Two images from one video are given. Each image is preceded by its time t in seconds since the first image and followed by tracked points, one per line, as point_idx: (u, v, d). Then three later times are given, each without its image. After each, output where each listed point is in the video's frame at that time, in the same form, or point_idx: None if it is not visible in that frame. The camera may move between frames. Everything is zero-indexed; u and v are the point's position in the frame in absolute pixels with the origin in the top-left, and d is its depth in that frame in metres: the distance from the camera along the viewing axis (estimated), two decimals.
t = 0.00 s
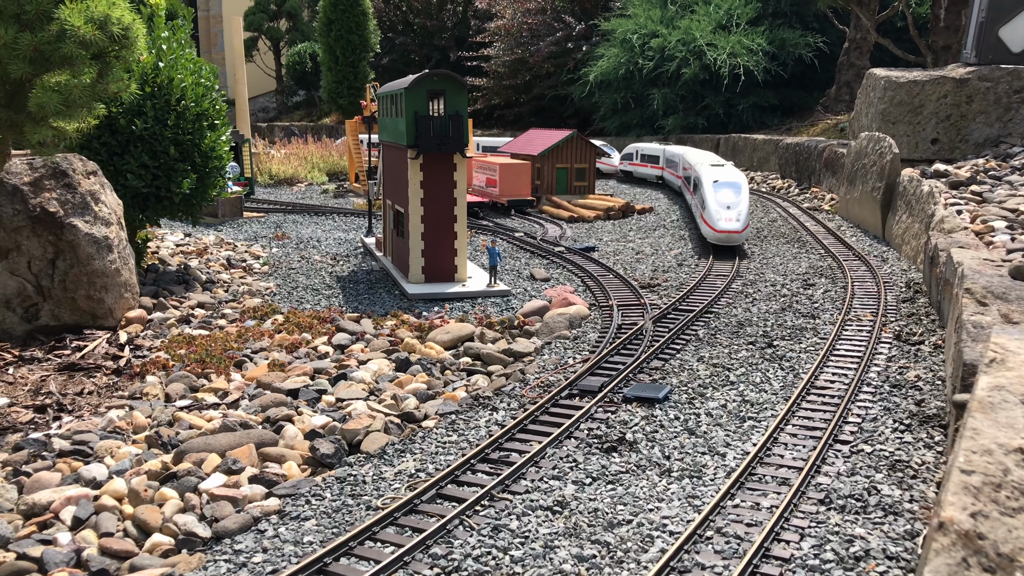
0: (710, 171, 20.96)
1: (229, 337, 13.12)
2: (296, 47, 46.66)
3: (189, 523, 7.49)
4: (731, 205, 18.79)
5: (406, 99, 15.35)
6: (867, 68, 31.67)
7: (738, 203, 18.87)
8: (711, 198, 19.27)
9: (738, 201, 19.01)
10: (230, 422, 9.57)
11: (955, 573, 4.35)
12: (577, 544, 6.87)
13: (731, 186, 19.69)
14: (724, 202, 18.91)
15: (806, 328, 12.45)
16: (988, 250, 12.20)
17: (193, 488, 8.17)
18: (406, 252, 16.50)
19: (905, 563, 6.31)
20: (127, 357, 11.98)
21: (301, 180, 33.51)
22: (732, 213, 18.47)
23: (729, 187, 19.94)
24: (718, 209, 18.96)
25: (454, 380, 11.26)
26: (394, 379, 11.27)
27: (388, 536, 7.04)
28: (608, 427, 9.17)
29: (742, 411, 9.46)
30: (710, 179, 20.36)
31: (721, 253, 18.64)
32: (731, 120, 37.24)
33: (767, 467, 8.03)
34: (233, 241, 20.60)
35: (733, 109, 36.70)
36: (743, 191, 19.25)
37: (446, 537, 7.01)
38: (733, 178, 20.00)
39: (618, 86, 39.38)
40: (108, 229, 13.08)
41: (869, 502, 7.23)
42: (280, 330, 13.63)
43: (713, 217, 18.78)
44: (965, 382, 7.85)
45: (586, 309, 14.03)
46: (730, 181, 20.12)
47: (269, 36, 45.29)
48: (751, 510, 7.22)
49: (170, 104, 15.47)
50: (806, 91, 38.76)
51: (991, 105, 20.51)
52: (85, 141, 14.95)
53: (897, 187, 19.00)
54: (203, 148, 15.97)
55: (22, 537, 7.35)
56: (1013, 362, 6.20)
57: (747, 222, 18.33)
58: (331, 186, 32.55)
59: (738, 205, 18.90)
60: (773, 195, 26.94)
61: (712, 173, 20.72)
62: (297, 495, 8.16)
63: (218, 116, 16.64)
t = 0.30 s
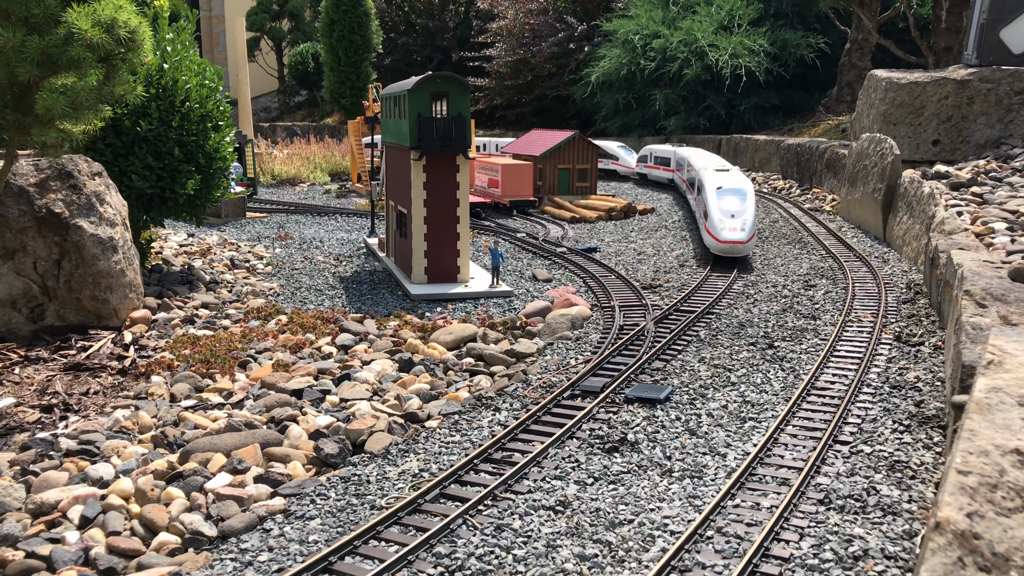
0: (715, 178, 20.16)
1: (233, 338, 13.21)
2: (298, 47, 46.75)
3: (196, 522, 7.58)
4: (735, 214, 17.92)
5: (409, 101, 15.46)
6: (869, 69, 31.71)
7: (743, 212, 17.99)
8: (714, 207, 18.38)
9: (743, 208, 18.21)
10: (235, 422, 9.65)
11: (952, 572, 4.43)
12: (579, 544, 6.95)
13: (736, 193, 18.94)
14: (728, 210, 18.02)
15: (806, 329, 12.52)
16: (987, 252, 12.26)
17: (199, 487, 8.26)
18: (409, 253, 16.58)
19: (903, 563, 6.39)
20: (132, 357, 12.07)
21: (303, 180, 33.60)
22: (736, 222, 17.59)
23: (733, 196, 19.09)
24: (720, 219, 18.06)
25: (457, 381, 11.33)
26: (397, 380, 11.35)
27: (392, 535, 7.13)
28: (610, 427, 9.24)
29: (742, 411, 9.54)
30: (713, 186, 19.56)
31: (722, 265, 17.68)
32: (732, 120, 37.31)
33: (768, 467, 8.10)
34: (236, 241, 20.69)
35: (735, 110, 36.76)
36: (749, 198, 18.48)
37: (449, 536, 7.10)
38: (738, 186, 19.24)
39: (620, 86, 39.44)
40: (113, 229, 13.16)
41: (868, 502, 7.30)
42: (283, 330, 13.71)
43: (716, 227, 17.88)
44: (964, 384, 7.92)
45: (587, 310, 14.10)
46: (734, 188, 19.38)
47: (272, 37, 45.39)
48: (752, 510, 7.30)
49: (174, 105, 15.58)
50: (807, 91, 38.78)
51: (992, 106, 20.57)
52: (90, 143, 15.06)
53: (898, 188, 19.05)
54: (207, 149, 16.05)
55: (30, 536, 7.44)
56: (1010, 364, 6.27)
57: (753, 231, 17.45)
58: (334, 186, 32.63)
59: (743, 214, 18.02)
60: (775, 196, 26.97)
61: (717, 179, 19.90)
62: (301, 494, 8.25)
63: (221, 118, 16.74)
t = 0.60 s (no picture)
0: (709, 186, 18.98)
1: (226, 343, 13.22)
2: (298, 47, 46.80)
3: (181, 530, 7.60)
4: (724, 226, 16.90)
5: (402, 105, 15.44)
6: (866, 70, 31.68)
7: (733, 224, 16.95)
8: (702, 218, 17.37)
9: (733, 220, 17.13)
10: (223, 428, 9.67)
11: None
12: (561, 552, 6.97)
13: (727, 204, 17.80)
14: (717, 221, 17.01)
15: (797, 334, 12.53)
16: (978, 257, 12.24)
17: (186, 494, 8.28)
18: (402, 256, 16.58)
19: (883, 572, 6.40)
20: (124, 362, 12.09)
21: (302, 181, 33.62)
22: (725, 235, 16.59)
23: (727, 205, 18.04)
24: (708, 231, 17.05)
25: (447, 387, 11.32)
26: (387, 386, 11.37)
27: (375, 544, 7.14)
28: (597, 434, 9.26)
29: (730, 417, 9.55)
30: (704, 196, 18.47)
31: (707, 279, 16.71)
32: (730, 121, 37.29)
33: (752, 474, 8.11)
34: (232, 244, 20.71)
35: (733, 111, 36.74)
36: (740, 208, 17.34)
37: (432, 545, 7.11)
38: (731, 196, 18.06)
39: (618, 87, 39.42)
40: (107, 234, 13.18)
41: (851, 510, 7.32)
42: (276, 335, 13.72)
43: (704, 241, 16.88)
44: (948, 391, 7.92)
45: (579, 314, 14.11)
46: (726, 199, 18.22)
47: (271, 38, 45.41)
48: (734, 518, 7.31)
49: (168, 110, 15.60)
50: (805, 92, 38.75)
51: (988, 108, 20.55)
52: (84, 147, 15.07)
53: (893, 190, 19.03)
54: (201, 153, 16.06)
55: (16, 544, 7.46)
56: (989, 374, 6.28)
57: (743, 245, 16.44)
58: (332, 187, 32.65)
59: (733, 226, 16.98)
60: (772, 198, 26.94)
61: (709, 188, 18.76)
62: (287, 502, 8.26)
63: (216, 122, 16.76)
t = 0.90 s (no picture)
0: (701, 191, 17.57)
1: (221, 342, 13.21)
2: (298, 47, 46.78)
3: (172, 529, 7.60)
4: (708, 235, 15.66)
5: (399, 104, 15.42)
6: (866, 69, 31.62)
7: (718, 233, 15.69)
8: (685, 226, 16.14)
9: (720, 228, 15.83)
10: (216, 427, 9.66)
11: None
12: (551, 551, 6.95)
13: (715, 209, 16.43)
14: (701, 230, 15.77)
15: (793, 333, 12.51)
16: (974, 256, 12.22)
17: (177, 493, 8.28)
18: (399, 255, 16.56)
19: (873, 571, 6.39)
20: (120, 361, 12.09)
21: (301, 181, 33.60)
22: (708, 245, 15.38)
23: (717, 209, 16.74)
24: (690, 240, 15.81)
25: (442, 386, 11.32)
26: (382, 384, 11.36)
27: (366, 543, 7.14)
28: (590, 433, 9.24)
29: (723, 417, 9.53)
30: (692, 200, 17.13)
31: (689, 293, 15.52)
32: (730, 121, 37.26)
33: (745, 474, 8.10)
34: (230, 243, 20.70)
35: (733, 110, 36.70)
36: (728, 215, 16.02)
37: (422, 544, 7.10)
38: (721, 202, 16.63)
39: (618, 87, 39.39)
40: (103, 233, 13.18)
41: (842, 510, 7.30)
42: (272, 334, 13.72)
43: (687, 250, 15.69)
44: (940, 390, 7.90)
45: (576, 313, 14.10)
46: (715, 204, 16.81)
47: (271, 37, 45.37)
48: (726, 517, 7.29)
49: (165, 109, 15.61)
50: (805, 91, 38.70)
51: (986, 107, 20.50)
52: (81, 146, 15.06)
53: (891, 190, 19.00)
54: (198, 152, 16.05)
55: (7, 543, 7.46)
56: (980, 373, 6.26)
57: (728, 256, 15.21)
58: (331, 187, 32.64)
59: (718, 234, 15.71)
60: (771, 197, 26.89)
61: (699, 193, 17.39)
62: (279, 500, 8.25)
63: (213, 120, 16.75)
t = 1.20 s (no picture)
0: (698, 195, 16.18)
1: (229, 338, 13.23)
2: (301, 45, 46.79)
3: (184, 522, 7.62)
4: (696, 243, 14.32)
5: (405, 101, 15.44)
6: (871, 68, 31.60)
7: (706, 240, 14.32)
8: (672, 233, 14.83)
9: (711, 235, 14.44)
10: (226, 422, 9.69)
11: None
12: (564, 544, 6.98)
13: (707, 215, 15.06)
14: (688, 237, 14.46)
15: (800, 330, 12.53)
16: (982, 253, 12.22)
17: (189, 487, 8.30)
18: (405, 252, 16.59)
19: (886, 565, 6.40)
20: (128, 357, 12.11)
21: (305, 179, 33.59)
22: (695, 254, 14.06)
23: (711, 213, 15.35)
24: (677, 249, 14.49)
25: (450, 381, 11.35)
26: (390, 380, 11.39)
27: (378, 536, 7.16)
28: (600, 428, 9.26)
29: (732, 412, 9.54)
30: (686, 203, 15.75)
31: (675, 307, 14.22)
32: (734, 120, 37.26)
33: (755, 468, 8.12)
34: (235, 241, 20.71)
35: (737, 109, 36.70)
36: (720, 220, 14.64)
37: (434, 537, 7.12)
38: (714, 206, 15.22)
39: (622, 85, 39.39)
40: (110, 229, 13.20)
41: (854, 504, 7.31)
42: (279, 330, 13.74)
43: (673, 260, 14.41)
44: (951, 386, 7.91)
45: (583, 310, 14.11)
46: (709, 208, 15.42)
47: (275, 35, 45.39)
48: (737, 511, 7.32)
49: (172, 105, 15.62)
50: (810, 90, 38.68)
51: (992, 106, 20.50)
52: (88, 142, 15.10)
53: (897, 188, 19.00)
54: (204, 149, 16.08)
55: (20, 535, 7.48)
56: (993, 367, 6.30)
57: (716, 267, 13.88)
58: (335, 185, 32.62)
59: (706, 242, 14.34)
60: (775, 196, 26.87)
61: (695, 197, 16.00)
62: (290, 494, 8.28)
63: (219, 117, 16.79)
